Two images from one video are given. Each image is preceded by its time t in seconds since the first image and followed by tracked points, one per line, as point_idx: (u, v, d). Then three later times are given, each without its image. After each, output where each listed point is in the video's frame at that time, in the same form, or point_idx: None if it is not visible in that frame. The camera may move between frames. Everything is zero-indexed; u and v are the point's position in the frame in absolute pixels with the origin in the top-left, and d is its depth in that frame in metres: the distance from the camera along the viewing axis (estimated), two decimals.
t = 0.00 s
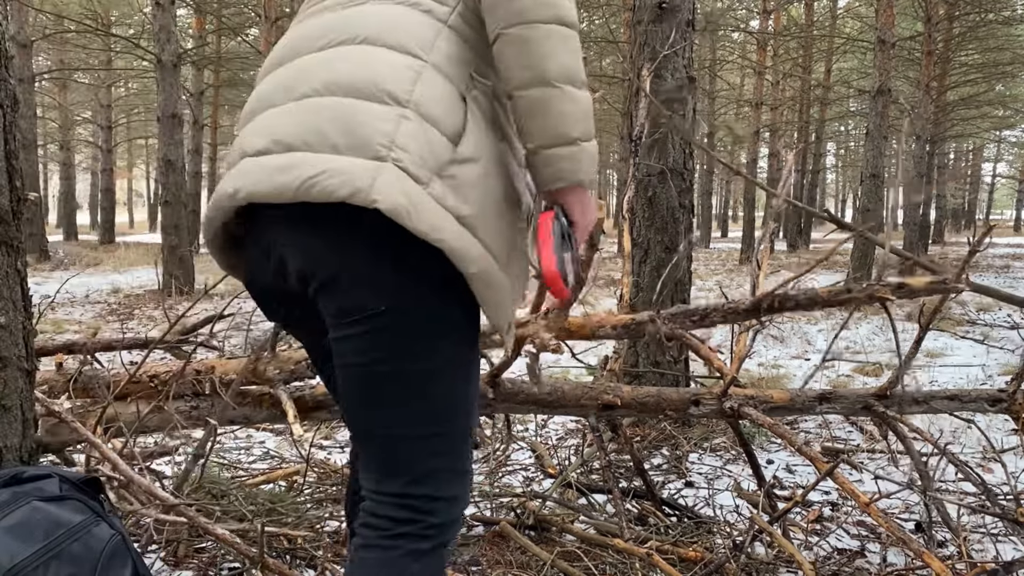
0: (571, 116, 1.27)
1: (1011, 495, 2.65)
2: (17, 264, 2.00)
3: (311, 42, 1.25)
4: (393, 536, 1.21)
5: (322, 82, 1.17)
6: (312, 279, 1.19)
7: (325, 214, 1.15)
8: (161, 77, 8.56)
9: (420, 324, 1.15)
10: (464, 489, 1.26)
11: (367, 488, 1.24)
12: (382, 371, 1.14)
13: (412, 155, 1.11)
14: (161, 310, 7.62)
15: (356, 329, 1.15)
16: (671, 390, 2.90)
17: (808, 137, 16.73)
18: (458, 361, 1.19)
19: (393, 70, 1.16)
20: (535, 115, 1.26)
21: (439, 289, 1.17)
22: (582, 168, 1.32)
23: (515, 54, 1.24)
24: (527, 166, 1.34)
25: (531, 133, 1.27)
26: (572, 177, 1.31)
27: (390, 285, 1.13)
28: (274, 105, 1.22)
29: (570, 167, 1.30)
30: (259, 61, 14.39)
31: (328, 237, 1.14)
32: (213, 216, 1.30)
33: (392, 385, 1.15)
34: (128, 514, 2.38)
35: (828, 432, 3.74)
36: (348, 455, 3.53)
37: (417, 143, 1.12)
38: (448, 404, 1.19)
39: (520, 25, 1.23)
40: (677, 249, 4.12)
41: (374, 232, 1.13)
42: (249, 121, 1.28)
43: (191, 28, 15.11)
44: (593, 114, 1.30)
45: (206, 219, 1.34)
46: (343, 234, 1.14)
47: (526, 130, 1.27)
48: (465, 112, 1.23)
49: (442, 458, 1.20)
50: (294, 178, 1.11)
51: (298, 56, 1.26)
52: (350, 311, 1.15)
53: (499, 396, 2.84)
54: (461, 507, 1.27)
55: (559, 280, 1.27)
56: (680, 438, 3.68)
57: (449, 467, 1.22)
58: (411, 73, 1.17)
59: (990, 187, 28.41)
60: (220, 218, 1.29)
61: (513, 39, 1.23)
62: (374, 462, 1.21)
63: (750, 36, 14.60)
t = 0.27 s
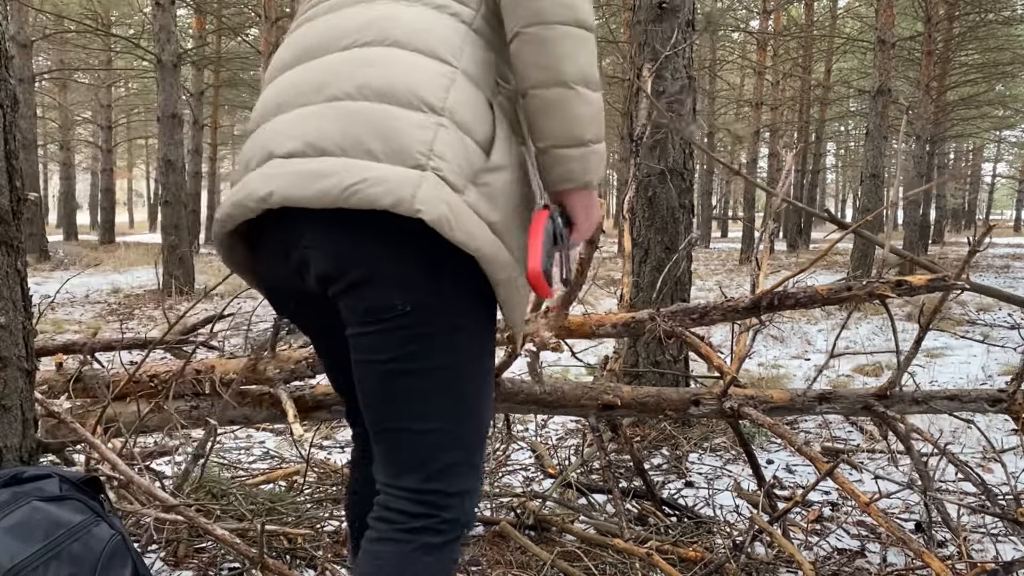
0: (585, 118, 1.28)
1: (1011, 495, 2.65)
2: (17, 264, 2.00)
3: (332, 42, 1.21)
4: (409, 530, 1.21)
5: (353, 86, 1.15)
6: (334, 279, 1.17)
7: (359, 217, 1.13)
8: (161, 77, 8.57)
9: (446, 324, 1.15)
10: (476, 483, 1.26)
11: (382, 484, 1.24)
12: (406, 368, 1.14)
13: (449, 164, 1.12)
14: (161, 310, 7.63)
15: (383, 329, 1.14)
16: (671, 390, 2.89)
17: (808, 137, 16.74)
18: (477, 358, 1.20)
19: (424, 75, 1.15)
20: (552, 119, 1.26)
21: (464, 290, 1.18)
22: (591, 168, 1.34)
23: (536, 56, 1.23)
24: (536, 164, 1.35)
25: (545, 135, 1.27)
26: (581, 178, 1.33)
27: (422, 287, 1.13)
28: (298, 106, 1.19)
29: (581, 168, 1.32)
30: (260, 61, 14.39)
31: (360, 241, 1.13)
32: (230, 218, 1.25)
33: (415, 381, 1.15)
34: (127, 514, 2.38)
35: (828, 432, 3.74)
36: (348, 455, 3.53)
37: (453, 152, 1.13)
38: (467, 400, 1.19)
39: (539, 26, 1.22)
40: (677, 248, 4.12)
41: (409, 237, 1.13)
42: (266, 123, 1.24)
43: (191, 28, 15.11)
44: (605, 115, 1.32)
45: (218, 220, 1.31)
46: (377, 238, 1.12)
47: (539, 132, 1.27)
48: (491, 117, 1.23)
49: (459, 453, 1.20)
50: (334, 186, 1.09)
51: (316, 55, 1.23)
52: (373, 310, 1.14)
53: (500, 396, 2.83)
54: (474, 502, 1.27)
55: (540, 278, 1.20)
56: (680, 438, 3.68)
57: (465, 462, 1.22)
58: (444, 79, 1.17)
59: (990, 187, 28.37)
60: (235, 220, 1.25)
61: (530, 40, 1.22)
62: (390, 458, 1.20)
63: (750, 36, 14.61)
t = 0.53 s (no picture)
0: (598, 149, 1.28)
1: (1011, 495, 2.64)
2: (17, 264, 2.00)
3: (342, 48, 1.21)
4: (401, 556, 1.19)
5: (357, 92, 1.13)
6: (325, 289, 1.13)
7: (354, 220, 1.10)
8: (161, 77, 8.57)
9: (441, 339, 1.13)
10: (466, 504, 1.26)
11: (371, 508, 1.22)
12: (400, 387, 1.12)
13: (448, 172, 1.10)
14: (161, 310, 7.63)
15: (378, 344, 1.11)
16: (671, 390, 2.90)
17: (808, 137, 16.75)
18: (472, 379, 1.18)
19: (430, 88, 1.14)
20: (563, 145, 1.26)
21: (461, 299, 1.14)
22: (602, 199, 1.32)
23: (550, 84, 1.24)
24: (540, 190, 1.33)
25: (556, 162, 1.27)
26: (591, 208, 1.30)
27: (418, 297, 1.10)
28: (300, 108, 1.17)
29: (592, 198, 1.30)
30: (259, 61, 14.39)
31: (355, 246, 1.10)
32: (231, 221, 1.24)
33: (409, 402, 1.13)
34: (127, 514, 2.38)
35: (828, 432, 3.74)
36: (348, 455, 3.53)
37: (453, 162, 1.11)
38: (461, 422, 1.18)
39: (554, 55, 1.23)
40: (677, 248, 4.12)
41: (402, 243, 1.09)
42: (267, 124, 1.23)
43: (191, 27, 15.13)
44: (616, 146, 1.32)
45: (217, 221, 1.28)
46: (371, 245, 1.09)
47: (550, 158, 1.27)
48: (494, 132, 1.22)
49: (452, 476, 1.19)
50: (328, 188, 1.07)
51: (324, 61, 1.22)
52: (368, 325, 1.11)
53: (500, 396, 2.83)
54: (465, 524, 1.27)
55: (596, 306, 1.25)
56: (680, 438, 3.68)
57: (458, 485, 1.21)
58: (449, 91, 1.16)
59: (990, 186, 28.36)
60: (235, 222, 1.23)
61: (545, 68, 1.24)
62: (382, 482, 1.18)
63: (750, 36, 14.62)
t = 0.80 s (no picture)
0: (545, 102, 1.25)
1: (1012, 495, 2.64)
2: (17, 264, 2.00)
3: (306, 48, 1.29)
4: (386, 550, 1.22)
5: (301, 80, 1.20)
6: (286, 286, 1.17)
7: (292, 203, 1.13)
8: (161, 77, 8.57)
9: (396, 328, 1.14)
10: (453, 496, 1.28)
11: (356, 503, 1.25)
12: (366, 383, 1.15)
13: (371, 142, 1.11)
14: (161, 310, 7.62)
15: (337, 337, 1.15)
16: (671, 390, 2.90)
17: (808, 137, 16.74)
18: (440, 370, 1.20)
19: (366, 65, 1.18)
20: (506, 100, 1.24)
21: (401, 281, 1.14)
22: (556, 159, 1.27)
23: (490, 40, 1.24)
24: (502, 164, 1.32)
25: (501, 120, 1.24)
26: (548, 165, 1.26)
27: (362, 285, 1.12)
28: (256, 102, 1.24)
29: (542, 156, 1.26)
30: (259, 61, 14.39)
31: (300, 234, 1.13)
32: (190, 213, 1.28)
33: (377, 396, 1.15)
34: (128, 514, 2.37)
35: (828, 432, 3.74)
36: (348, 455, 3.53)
37: (379, 134, 1.13)
38: (435, 414, 1.20)
39: (495, 12, 1.24)
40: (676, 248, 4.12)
41: (336, 223, 1.12)
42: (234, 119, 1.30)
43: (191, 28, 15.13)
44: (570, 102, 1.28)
45: (183, 221, 1.33)
46: (312, 231, 1.13)
47: (497, 117, 1.25)
48: (438, 107, 1.23)
49: (431, 467, 1.22)
50: (252, 163, 1.11)
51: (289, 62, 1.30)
52: (329, 318, 1.14)
53: (499, 396, 2.82)
54: (452, 514, 1.29)
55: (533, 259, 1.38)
56: (680, 438, 3.68)
57: (438, 476, 1.23)
58: (385, 70, 1.19)
59: (989, 186, 28.36)
60: (197, 213, 1.28)
61: (487, 27, 1.25)
62: (364, 477, 1.22)
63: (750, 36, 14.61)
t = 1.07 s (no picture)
0: (563, 125, 1.30)
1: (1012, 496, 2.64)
2: (17, 264, 2.00)
3: (315, 45, 1.27)
4: (369, 550, 1.21)
5: (323, 84, 1.18)
6: (303, 282, 1.18)
7: (327, 213, 1.14)
8: (161, 77, 8.57)
9: (413, 330, 1.15)
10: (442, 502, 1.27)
11: (344, 501, 1.24)
12: (371, 381, 1.15)
13: (412, 161, 1.13)
14: (161, 310, 7.63)
15: (350, 335, 1.15)
16: (671, 390, 2.90)
17: (808, 137, 16.73)
18: (444, 373, 1.21)
19: (398, 75, 1.18)
20: (527, 120, 1.28)
21: (423, 286, 1.16)
22: (568, 176, 1.34)
23: (515, 61, 1.27)
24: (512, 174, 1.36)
25: (522, 139, 1.29)
26: (557, 185, 1.33)
27: (386, 289, 1.14)
28: (273, 104, 1.22)
29: (556, 175, 1.32)
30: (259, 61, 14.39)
31: (326, 239, 1.14)
32: (196, 211, 1.26)
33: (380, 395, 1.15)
34: (128, 514, 2.38)
35: (828, 432, 3.74)
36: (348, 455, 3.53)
37: (419, 151, 1.14)
38: (433, 416, 1.20)
39: (518, 29, 1.26)
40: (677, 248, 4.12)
41: (373, 236, 1.13)
42: (246, 116, 1.27)
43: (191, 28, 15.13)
44: (584, 122, 1.34)
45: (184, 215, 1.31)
46: (341, 237, 1.13)
47: (516, 136, 1.29)
48: (467, 119, 1.25)
49: (423, 470, 1.21)
50: (291, 176, 1.10)
51: (299, 59, 1.28)
52: (341, 316, 1.15)
53: (499, 397, 2.82)
54: (438, 520, 1.28)
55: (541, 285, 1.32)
56: (680, 438, 3.68)
57: (429, 479, 1.23)
58: (417, 79, 1.20)
59: (990, 186, 28.32)
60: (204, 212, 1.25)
61: (510, 43, 1.26)
62: (354, 475, 1.21)
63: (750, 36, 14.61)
